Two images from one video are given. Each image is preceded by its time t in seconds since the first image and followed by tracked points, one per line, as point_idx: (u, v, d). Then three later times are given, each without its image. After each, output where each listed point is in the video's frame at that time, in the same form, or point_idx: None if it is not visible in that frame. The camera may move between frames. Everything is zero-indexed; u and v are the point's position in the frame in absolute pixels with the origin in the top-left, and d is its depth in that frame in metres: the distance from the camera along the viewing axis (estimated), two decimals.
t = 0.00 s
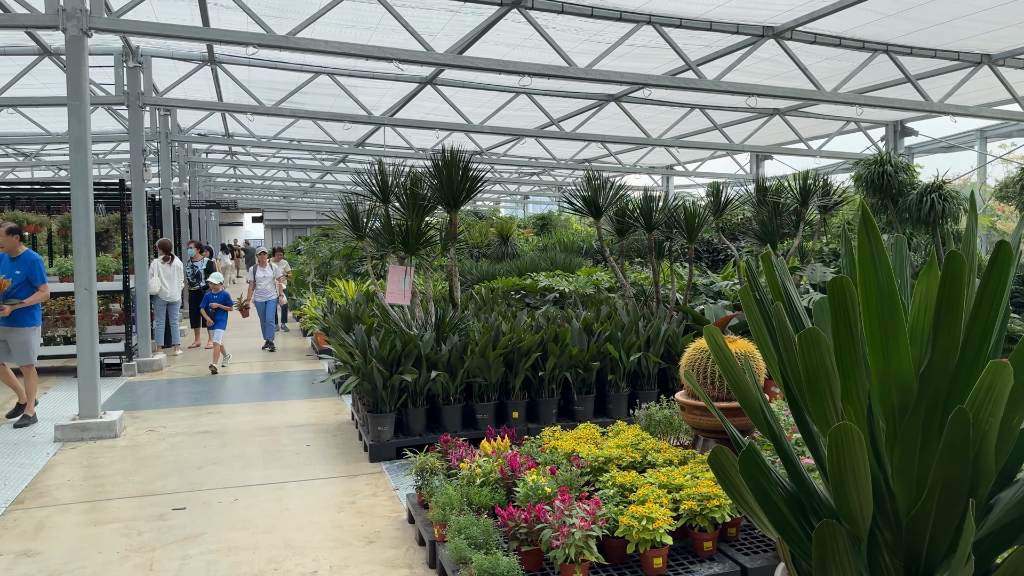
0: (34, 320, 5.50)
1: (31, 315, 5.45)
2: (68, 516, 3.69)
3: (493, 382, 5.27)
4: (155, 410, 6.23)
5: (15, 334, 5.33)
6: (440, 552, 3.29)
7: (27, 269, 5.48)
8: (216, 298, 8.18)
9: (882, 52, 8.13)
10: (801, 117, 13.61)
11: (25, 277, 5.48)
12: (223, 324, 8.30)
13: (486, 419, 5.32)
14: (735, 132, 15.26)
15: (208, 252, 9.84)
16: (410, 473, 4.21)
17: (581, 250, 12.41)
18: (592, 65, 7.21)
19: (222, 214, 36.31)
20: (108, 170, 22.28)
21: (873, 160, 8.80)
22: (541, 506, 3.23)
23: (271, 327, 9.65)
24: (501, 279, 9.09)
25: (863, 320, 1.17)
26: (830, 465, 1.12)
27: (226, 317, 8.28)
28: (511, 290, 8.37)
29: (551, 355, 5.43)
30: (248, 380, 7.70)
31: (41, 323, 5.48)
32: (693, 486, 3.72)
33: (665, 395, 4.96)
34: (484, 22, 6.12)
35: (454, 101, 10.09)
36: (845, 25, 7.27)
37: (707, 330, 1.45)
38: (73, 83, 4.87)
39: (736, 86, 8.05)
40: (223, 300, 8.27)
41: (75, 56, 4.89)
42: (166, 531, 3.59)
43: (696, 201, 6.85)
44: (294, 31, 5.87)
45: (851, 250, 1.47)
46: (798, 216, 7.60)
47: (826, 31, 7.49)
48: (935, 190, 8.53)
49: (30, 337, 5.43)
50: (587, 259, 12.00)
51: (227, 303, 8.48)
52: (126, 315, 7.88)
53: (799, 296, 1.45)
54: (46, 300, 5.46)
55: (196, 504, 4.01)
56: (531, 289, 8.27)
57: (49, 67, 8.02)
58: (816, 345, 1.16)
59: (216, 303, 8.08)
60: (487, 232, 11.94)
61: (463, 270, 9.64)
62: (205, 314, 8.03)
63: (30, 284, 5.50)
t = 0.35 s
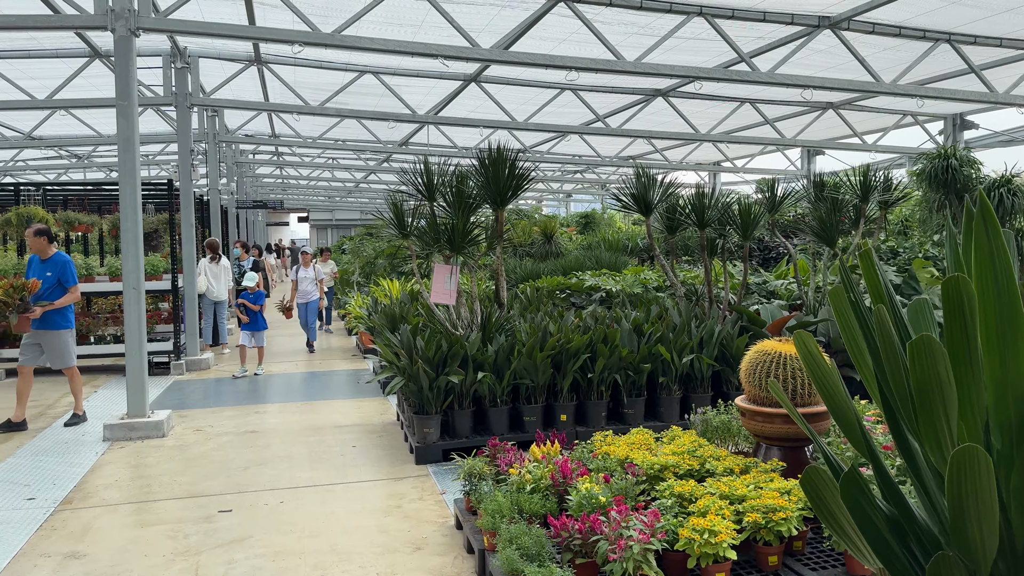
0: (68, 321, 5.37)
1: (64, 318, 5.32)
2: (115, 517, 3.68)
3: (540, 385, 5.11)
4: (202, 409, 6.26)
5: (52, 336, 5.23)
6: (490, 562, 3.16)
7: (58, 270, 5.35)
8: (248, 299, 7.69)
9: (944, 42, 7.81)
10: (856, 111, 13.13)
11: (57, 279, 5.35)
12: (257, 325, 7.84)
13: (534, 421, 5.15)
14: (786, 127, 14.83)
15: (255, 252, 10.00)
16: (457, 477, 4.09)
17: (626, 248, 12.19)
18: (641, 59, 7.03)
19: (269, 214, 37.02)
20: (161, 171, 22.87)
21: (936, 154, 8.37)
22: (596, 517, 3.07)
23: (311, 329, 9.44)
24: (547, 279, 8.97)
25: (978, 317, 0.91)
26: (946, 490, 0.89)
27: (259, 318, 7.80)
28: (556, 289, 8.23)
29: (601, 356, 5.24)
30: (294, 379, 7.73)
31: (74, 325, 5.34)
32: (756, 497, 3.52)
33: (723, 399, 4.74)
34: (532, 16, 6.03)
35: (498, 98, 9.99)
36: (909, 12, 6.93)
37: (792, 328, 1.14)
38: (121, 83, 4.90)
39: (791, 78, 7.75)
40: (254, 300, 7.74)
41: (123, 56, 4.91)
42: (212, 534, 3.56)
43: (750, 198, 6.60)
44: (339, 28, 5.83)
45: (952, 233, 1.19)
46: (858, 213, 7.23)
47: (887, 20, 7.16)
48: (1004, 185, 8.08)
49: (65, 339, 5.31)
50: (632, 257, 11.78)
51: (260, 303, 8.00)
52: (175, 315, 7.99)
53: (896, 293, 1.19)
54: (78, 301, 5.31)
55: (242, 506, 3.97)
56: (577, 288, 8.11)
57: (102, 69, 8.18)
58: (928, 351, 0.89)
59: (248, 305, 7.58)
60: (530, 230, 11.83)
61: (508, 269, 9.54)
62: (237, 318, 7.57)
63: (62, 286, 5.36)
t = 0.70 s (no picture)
0: (90, 323, 5.33)
1: (86, 319, 5.30)
2: (162, 523, 3.64)
3: (593, 389, 4.90)
4: (251, 411, 6.26)
5: (69, 339, 5.22)
6: None
7: (76, 271, 5.32)
8: (278, 307, 7.39)
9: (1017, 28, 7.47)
10: (920, 103, 12.52)
11: (76, 280, 5.33)
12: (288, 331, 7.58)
13: (587, 427, 4.94)
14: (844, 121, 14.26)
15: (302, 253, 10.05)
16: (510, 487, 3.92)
17: (676, 247, 11.87)
18: (696, 51, 6.80)
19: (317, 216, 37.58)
20: (213, 173, 23.40)
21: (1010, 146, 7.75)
22: (661, 533, 2.85)
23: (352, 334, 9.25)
24: (596, 278, 8.76)
25: None
26: None
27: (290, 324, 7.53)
28: (606, 290, 8.02)
29: (657, 360, 5.00)
30: (342, 381, 7.70)
31: (96, 326, 5.31)
32: (834, 514, 3.25)
33: (791, 407, 4.46)
34: (584, 8, 5.87)
35: (545, 95, 9.82)
36: None
37: (917, 345, 0.88)
38: (170, 84, 4.92)
39: (854, 68, 7.37)
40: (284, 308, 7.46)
41: (172, 57, 4.93)
42: (259, 542, 3.47)
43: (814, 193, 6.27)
44: (386, 26, 5.75)
45: None
46: (926, 209, 6.78)
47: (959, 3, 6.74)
48: None
49: (84, 341, 5.26)
50: (682, 256, 11.46)
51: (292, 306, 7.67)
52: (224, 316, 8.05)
53: None
54: (98, 301, 5.28)
55: (290, 513, 3.88)
56: (627, 289, 7.88)
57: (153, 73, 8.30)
58: None
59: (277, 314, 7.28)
60: (578, 230, 11.62)
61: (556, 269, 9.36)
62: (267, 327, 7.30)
63: (82, 287, 5.33)
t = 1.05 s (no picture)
0: (109, 328, 5.15)
1: (104, 323, 5.11)
2: (200, 528, 3.57)
3: (643, 394, 4.67)
4: (294, 413, 6.22)
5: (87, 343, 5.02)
6: None
7: (96, 275, 5.11)
8: (298, 312, 7.10)
9: None
10: (985, 93, 11.89)
11: (94, 284, 5.12)
12: (310, 338, 7.29)
13: (636, 433, 4.71)
14: (901, 113, 13.65)
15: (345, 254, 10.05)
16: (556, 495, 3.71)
17: (725, 246, 11.51)
18: (749, 40, 6.53)
19: (361, 217, 37.99)
20: (259, 175, 23.80)
21: None
22: (724, 552, 2.61)
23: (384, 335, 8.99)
24: (643, 278, 8.50)
25: None
26: None
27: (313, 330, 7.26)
28: (653, 289, 7.77)
29: (710, 363, 4.74)
30: (385, 382, 7.63)
31: (114, 331, 5.13)
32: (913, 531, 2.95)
33: (857, 413, 4.15)
34: None
35: (590, 91, 9.61)
36: None
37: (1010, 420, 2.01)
38: (211, 82, 4.95)
39: (919, 56, 6.96)
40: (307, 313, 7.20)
41: (212, 56, 4.93)
42: (298, 550, 3.36)
43: (877, 187, 5.91)
44: (428, 20, 5.61)
45: None
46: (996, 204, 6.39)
47: None
48: None
49: (102, 347, 5.07)
50: (731, 255, 11.10)
51: (313, 313, 7.27)
52: (267, 317, 8.08)
53: None
54: (118, 307, 5.10)
55: (330, 519, 3.78)
56: (676, 288, 7.62)
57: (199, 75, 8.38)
58: None
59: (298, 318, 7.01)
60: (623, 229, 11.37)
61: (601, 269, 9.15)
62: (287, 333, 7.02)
63: (101, 291, 5.14)
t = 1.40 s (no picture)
0: (118, 335, 4.96)
1: (113, 330, 4.92)
2: (229, 541, 3.47)
3: (692, 403, 4.40)
4: (329, 417, 6.11)
5: (97, 349, 4.85)
6: None
7: (108, 277, 4.89)
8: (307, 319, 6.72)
9: None
10: None
11: (106, 287, 4.90)
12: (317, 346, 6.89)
13: (684, 444, 4.44)
14: (959, 107, 13.03)
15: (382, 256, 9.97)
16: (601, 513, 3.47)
17: (771, 246, 11.12)
18: (801, 29, 6.19)
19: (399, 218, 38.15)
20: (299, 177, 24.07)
21: None
22: None
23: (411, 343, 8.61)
24: (687, 279, 8.19)
25: None
26: None
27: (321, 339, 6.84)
28: (697, 291, 7.48)
29: (764, 371, 4.45)
30: (421, 386, 7.49)
31: (124, 338, 4.94)
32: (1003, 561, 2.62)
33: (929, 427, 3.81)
34: None
35: (630, 87, 9.35)
36: None
37: None
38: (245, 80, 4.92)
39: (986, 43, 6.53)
40: (314, 321, 6.78)
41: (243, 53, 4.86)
42: (329, 567, 3.22)
43: (942, 182, 5.52)
44: (464, 14, 5.44)
45: None
46: None
47: None
48: None
49: (115, 355, 4.91)
50: (777, 255, 10.72)
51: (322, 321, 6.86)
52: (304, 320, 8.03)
53: None
54: (128, 313, 4.90)
55: (363, 533, 3.63)
56: (722, 290, 7.32)
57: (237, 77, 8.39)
58: None
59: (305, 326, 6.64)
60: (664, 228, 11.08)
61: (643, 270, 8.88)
62: (293, 340, 6.64)
63: (111, 295, 4.92)
